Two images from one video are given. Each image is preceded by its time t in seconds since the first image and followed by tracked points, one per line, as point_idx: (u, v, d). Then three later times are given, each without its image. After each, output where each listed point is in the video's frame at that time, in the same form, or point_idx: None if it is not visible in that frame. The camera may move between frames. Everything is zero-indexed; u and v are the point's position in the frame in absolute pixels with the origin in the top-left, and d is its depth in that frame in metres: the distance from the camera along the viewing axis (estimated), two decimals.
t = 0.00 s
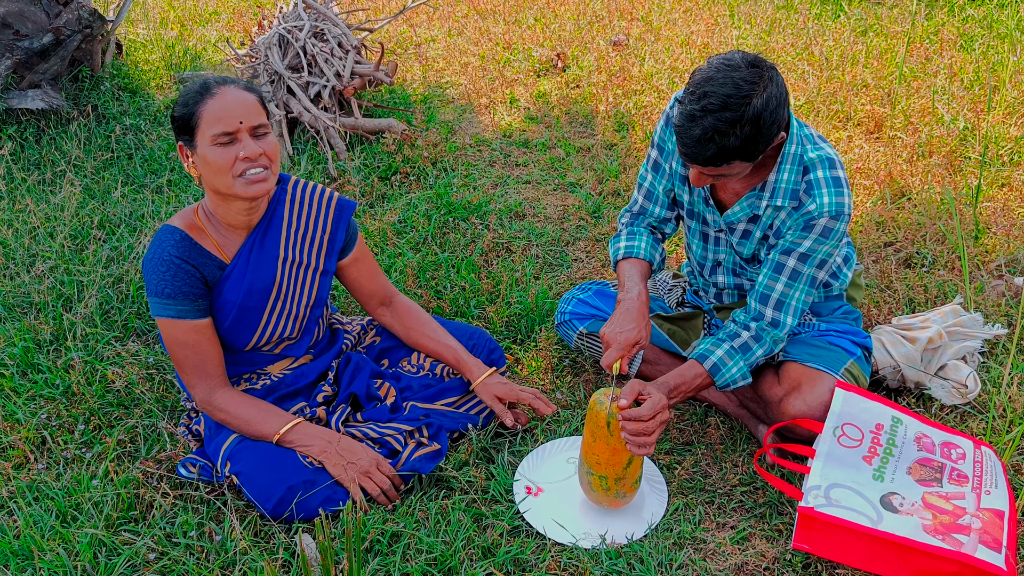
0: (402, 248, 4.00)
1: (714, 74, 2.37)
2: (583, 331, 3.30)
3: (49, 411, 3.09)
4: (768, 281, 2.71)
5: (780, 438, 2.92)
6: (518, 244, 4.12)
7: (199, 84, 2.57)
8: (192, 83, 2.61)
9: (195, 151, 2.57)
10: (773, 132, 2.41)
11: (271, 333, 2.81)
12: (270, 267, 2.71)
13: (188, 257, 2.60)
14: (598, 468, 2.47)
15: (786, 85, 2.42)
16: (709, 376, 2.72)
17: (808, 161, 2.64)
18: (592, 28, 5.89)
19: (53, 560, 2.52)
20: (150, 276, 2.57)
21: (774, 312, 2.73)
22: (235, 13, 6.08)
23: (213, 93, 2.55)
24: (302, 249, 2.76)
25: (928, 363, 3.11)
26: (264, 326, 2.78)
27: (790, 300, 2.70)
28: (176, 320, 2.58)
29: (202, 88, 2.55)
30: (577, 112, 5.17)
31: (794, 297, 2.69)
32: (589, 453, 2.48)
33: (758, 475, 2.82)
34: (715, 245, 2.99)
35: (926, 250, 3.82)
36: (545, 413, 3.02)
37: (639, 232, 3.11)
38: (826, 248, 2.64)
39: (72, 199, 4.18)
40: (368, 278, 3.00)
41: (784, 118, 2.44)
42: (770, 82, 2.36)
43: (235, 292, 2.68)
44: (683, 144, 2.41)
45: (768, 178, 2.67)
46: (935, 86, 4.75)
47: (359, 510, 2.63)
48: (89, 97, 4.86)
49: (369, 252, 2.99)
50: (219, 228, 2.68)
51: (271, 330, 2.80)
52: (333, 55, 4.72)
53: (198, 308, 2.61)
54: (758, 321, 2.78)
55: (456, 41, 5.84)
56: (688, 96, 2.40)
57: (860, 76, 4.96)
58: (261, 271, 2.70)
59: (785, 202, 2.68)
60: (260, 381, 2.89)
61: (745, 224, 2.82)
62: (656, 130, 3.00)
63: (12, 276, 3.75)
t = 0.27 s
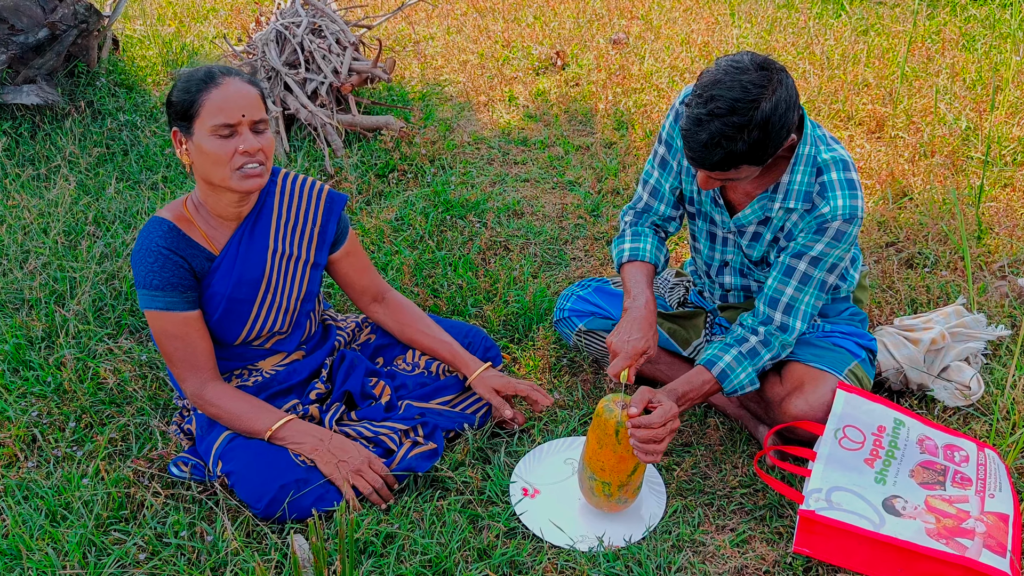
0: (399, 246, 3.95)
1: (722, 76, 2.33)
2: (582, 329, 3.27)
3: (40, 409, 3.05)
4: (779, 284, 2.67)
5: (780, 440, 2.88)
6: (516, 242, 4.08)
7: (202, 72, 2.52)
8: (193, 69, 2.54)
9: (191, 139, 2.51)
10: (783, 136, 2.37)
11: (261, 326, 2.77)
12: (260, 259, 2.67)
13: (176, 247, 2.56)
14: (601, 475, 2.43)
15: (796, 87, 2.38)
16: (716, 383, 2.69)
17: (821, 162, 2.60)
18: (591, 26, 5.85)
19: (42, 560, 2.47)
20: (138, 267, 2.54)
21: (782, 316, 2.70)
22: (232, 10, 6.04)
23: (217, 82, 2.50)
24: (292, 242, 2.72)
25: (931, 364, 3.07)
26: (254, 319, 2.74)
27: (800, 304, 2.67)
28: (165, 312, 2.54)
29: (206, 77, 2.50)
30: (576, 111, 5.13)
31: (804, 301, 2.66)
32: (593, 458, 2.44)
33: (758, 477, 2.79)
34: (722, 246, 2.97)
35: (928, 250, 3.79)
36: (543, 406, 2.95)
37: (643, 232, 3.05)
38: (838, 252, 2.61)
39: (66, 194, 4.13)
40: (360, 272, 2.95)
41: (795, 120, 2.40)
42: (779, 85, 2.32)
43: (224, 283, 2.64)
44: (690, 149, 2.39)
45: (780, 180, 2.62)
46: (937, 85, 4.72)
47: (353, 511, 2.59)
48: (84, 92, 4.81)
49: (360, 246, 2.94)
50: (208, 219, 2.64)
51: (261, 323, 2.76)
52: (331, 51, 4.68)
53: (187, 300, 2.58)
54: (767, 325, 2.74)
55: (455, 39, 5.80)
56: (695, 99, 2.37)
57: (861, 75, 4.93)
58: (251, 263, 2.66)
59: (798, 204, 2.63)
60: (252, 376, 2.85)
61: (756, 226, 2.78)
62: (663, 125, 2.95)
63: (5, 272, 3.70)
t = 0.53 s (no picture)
0: (395, 249, 3.92)
1: (728, 87, 2.30)
2: (580, 332, 3.24)
3: (30, 412, 3.01)
4: (787, 292, 2.63)
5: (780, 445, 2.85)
6: (513, 245, 4.05)
7: (216, 71, 2.47)
8: (203, 65, 2.48)
9: (197, 138, 2.46)
10: (790, 149, 2.34)
11: (252, 325, 2.74)
12: (252, 256, 2.64)
13: (168, 243, 2.54)
14: (600, 480, 2.40)
15: (805, 98, 2.35)
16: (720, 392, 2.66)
17: (835, 168, 2.58)
18: (590, 29, 5.83)
19: (29, 565, 2.43)
20: (128, 263, 2.51)
21: (789, 323, 2.65)
22: (229, 12, 6.00)
23: (230, 84, 2.46)
24: (285, 239, 2.69)
25: (932, 370, 3.04)
26: (245, 318, 2.70)
27: (807, 312, 2.62)
28: (156, 308, 2.51)
29: (218, 78, 2.45)
30: (574, 113, 5.11)
31: (812, 308, 2.61)
32: (593, 463, 2.41)
33: (757, 483, 2.75)
34: (730, 246, 2.92)
35: (929, 254, 3.76)
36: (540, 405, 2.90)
37: (651, 232, 3.01)
38: (849, 260, 2.58)
39: (59, 195, 4.09)
40: (351, 273, 2.91)
41: (804, 132, 2.36)
42: (786, 96, 2.29)
43: (215, 280, 2.61)
44: (695, 159, 2.37)
45: (794, 185, 2.61)
46: (938, 89, 4.70)
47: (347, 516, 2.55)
48: (79, 93, 4.77)
49: (352, 246, 2.91)
50: (200, 216, 2.61)
51: (253, 321, 2.73)
52: (327, 53, 4.66)
53: (178, 297, 2.55)
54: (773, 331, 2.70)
55: (452, 42, 5.77)
56: (700, 109, 2.35)
57: (861, 79, 4.90)
58: (243, 260, 2.63)
59: (810, 210, 2.61)
60: (243, 377, 2.81)
61: (766, 230, 2.76)
62: (676, 120, 2.92)
63: None
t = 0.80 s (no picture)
0: (396, 244, 3.89)
1: (748, 74, 2.27)
2: (583, 327, 3.21)
3: (28, 407, 2.98)
4: (795, 286, 2.61)
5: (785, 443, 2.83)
6: (515, 241, 4.02)
7: (218, 62, 2.42)
8: (204, 57, 2.43)
9: (200, 131, 2.42)
10: (810, 136, 2.32)
11: (252, 319, 2.71)
12: (252, 250, 2.61)
13: (167, 236, 2.51)
14: (604, 479, 2.37)
15: (825, 85, 2.33)
16: (723, 389, 2.63)
17: (850, 163, 2.57)
18: (592, 25, 5.79)
19: (26, 561, 2.41)
20: (127, 256, 2.48)
21: (795, 319, 2.63)
22: (229, 6, 5.97)
23: (234, 76, 2.42)
24: (285, 233, 2.66)
25: (939, 367, 3.02)
26: (245, 312, 2.67)
27: (813, 308, 2.60)
28: (155, 301, 2.48)
29: (221, 70, 2.41)
30: (576, 109, 5.08)
31: (819, 304, 2.59)
32: (596, 463, 2.37)
33: (762, 481, 2.73)
34: (738, 236, 2.92)
35: (935, 251, 3.73)
36: (539, 412, 2.90)
37: (654, 218, 2.97)
38: (859, 256, 2.55)
39: (58, 189, 4.05)
40: (352, 268, 2.88)
41: (824, 118, 2.34)
42: (807, 82, 2.27)
43: (215, 273, 2.58)
44: (713, 147, 2.34)
45: (807, 177, 2.58)
46: (943, 85, 4.66)
47: (347, 513, 2.52)
48: (79, 88, 4.74)
49: (353, 240, 2.88)
50: (201, 209, 2.58)
51: (253, 316, 2.70)
52: (328, 47, 4.63)
53: (178, 290, 2.52)
54: (778, 326, 2.67)
55: (454, 37, 5.73)
56: (720, 96, 2.32)
57: (865, 75, 4.87)
58: (243, 253, 2.60)
59: (823, 204, 2.59)
60: (243, 372, 2.78)
61: (776, 222, 2.74)
62: (691, 103, 2.89)
63: None
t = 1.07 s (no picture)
0: (398, 239, 3.87)
1: (767, 70, 2.25)
2: (587, 323, 3.19)
3: (27, 402, 2.96)
4: (805, 283, 2.59)
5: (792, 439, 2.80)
6: (518, 236, 3.99)
7: (219, 56, 2.39)
8: (204, 50, 2.39)
9: (202, 126, 2.39)
10: (830, 129, 2.30)
11: (252, 315, 2.69)
12: (251, 245, 2.59)
13: (165, 231, 2.49)
14: (614, 477, 2.35)
15: (843, 78, 2.31)
16: (736, 386, 2.60)
17: (858, 156, 2.54)
18: (595, 20, 5.76)
19: (25, 557, 2.38)
20: (125, 252, 2.46)
21: (807, 316, 2.61)
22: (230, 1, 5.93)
23: (235, 70, 2.39)
24: (285, 227, 2.64)
25: (946, 362, 3.00)
26: (245, 307, 2.66)
27: (825, 304, 2.58)
28: (154, 298, 2.46)
29: (223, 63, 2.38)
30: (579, 104, 5.05)
31: (829, 301, 2.58)
32: (606, 461, 2.35)
33: (768, 477, 2.70)
34: (742, 234, 2.89)
35: (941, 246, 3.71)
36: (542, 408, 2.93)
37: (658, 214, 2.95)
38: (869, 251, 2.54)
39: (58, 184, 4.03)
40: (353, 262, 2.85)
41: (842, 112, 2.33)
42: (828, 76, 2.25)
43: (215, 269, 2.56)
44: (733, 146, 2.31)
45: (815, 174, 2.56)
46: (948, 80, 4.63)
47: (350, 509, 2.50)
48: (79, 82, 4.71)
49: (355, 234, 2.85)
50: (199, 204, 2.55)
51: (253, 311, 2.68)
52: (330, 42, 4.59)
53: (176, 286, 2.50)
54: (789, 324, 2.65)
55: (456, 33, 5.70)
56: (738, 93, 2.29)
57: (870, 70, 4.83)
58: (242, 249, 2.58)
59: (832, 199, 2.57)
60: (244, 368, 2.76)
61: (783, 218, 2.71)
62: (691, 104, 2.87)
63: None
